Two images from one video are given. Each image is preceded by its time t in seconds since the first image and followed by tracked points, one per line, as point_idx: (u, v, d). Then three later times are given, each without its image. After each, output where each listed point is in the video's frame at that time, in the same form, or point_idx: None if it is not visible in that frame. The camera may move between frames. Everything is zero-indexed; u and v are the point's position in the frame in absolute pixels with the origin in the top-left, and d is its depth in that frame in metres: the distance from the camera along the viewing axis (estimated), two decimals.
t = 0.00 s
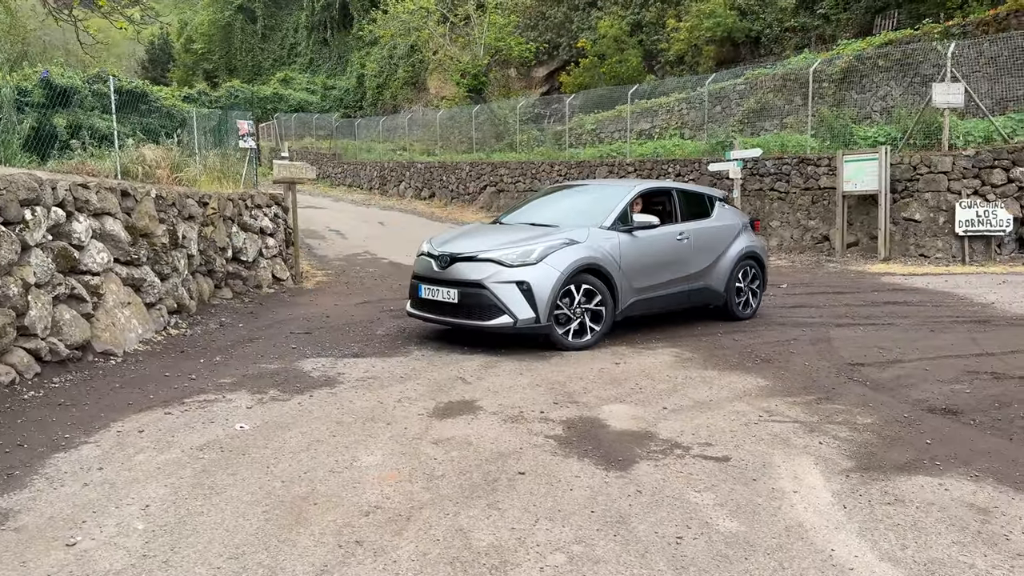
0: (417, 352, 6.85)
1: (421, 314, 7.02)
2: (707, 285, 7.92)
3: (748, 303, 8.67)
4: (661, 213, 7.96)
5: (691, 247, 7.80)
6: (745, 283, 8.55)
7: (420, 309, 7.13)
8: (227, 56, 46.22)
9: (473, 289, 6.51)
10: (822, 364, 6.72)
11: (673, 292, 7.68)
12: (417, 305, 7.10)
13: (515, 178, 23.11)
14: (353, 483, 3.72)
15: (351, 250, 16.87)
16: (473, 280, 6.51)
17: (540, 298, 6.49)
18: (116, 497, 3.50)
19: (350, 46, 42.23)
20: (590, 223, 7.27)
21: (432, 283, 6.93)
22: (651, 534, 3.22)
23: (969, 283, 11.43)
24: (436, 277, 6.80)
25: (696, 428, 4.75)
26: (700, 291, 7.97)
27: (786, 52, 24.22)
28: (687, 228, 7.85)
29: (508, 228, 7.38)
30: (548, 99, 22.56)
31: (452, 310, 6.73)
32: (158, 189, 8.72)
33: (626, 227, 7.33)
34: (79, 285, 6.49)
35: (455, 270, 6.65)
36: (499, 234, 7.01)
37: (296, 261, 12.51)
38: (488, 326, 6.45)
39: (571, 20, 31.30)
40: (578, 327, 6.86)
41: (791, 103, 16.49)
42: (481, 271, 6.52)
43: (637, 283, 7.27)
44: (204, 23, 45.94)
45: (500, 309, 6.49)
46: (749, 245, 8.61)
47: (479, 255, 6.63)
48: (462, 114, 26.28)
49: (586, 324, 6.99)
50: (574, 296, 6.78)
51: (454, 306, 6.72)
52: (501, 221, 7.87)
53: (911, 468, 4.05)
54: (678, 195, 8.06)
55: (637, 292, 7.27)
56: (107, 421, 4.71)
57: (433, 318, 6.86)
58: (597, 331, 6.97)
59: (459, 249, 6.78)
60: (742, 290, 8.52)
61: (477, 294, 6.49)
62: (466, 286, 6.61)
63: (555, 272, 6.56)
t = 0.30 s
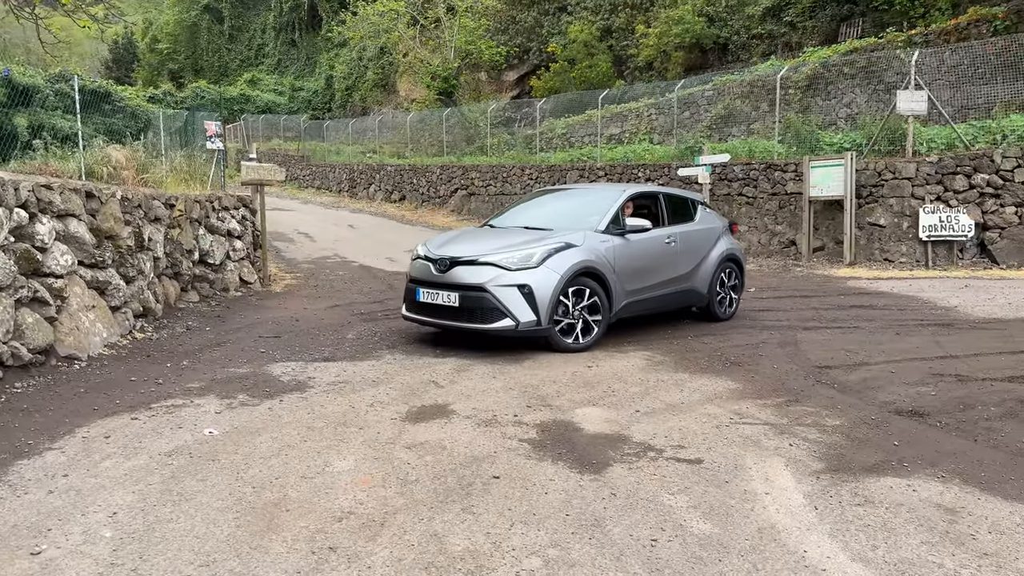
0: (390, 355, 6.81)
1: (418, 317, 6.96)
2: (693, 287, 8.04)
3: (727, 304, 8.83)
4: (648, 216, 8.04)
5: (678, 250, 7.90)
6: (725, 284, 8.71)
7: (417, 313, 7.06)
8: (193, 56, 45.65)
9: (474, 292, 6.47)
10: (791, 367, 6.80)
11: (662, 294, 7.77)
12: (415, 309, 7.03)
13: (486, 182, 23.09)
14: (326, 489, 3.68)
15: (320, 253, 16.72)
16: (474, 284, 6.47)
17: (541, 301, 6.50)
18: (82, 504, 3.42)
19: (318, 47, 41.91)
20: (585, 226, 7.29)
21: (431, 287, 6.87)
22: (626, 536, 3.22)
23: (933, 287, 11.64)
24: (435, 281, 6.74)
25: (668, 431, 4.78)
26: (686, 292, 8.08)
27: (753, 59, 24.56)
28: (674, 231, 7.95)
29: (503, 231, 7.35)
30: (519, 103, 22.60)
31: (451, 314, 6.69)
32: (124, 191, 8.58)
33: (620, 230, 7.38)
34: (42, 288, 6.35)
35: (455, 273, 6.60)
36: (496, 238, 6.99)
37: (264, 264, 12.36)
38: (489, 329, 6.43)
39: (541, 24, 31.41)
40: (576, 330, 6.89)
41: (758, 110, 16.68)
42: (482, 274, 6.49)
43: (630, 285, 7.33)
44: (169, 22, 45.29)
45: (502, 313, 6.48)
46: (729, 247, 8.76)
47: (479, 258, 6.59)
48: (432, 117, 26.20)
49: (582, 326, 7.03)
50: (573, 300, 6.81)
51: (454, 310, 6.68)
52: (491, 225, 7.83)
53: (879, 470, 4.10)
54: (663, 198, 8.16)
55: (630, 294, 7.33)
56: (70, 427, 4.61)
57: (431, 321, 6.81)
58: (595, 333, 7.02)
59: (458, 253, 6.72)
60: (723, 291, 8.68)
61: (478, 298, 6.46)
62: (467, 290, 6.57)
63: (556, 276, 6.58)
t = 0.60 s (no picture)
0: (362, 360, 6.76)
1: (409, 322, 6.90)
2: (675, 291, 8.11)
3: (704, 308, 8.93)
4: (630, 221, 8.09)
5: (661, 254, 7.96)
6: (702, 288, 8.81)
7: (407, 317, 7.00)
8: (159, 57, 45.05)
9: (467, 297, 6.44)
10: (761, 371, 6.86)
11: (646, 298, 7.82)
12: (404, 314, 6.97)
13: (457, 186, 23.06)
14: (298, 496, 3.64)
15: (289, 257, 16.57)
16: (467, 288, 6.44)
17: (533, 305, 6.51)
18: (47, 513, 3.35)
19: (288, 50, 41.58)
20: (572, 231, 7.31)
21: (422, 291, 6.82)
22: (602, 541, 3.23)
23: (897, 292, 11.85)
24: (426, 285, 6.69)
25: (641, 435, 4.80)
26: (669, 296, 8.14)
27: (721, 67, 24.83)
28: (656, 236, 8.01)
29: (491, 236, 7.33)
30: (490, 108, 22.61)
31: (442, 318, 6.65)
32: (89, 193, 8.42)
33: (607, 235, 7.41)
34: (4, 292, 6.22)
35: (448, 278, 6.57)
36: (485, 242, 6.97)
37: (232, 268, 12.20)
38: (481, 333, 6.41)
39: (512, 30, 31.66)
40: (565, 333, 6.90)
41: (727, 117, 16.84)
42: (475, 279, 6.47)
43: (616, 289, 7.37)
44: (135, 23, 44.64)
45: (494, 317, 6.46)
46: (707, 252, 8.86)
47: (471, 263, 6.57)
48: (403, 121, 26.11)
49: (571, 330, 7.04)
50: (563, 303, 6.82)
51: (445, 314, 6.63)
52: (476, 229, 7.79)
53: (849, 472, 4.15)
54: (645, 203, 8.22)
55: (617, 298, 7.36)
56: (34, 434, 4.51)
57: (422, 326, 6.76)
58: (585, 336, 7.04)
59: (450, 257, 6.69)
60: (701, 295, 8.78)
61: (471, 302, 6.43)
62: (459, 294, 6.54)
63: (548, 280, 6.58)
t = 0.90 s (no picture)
0: (333, 367, 6.70)
1: (390, 328, 6.82)
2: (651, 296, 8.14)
3: (677, 313, 8.99)
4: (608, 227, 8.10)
5: (637, 260, 8.00)
6: (676, 293, 8.86)
7: (388, 323, 6.91)
8: (125, 60, 44.48)
9: (451, 302, 6.40)
10: (731, 376, 6.91)
11: (623, 302, 7.84)
12: (385, 319, 6.89)
13: (428, 192, 23.03)
14: (267, 504, 3.59)
15: (258, 263, 16.39)
16: (451, 293, 6.40)
17: (517, 311, 6.49)
18: (8, 525, 3.28)
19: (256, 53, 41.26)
20: (552, 237, 7.30)
21: (404, 296, 6.75)
22: (574, 546, 3.22)
23: (863, 297, 12.03)
24: (409, 290, 6.62)
25: (613, 440, 4.81)
26: (645, 302, 8.17)
27: (689, 75, 25.06)
28: (633, 242, 8.04)
29: (472, 241, 7.29)
30: (461, 113, 22.63)
31: (425, 323, 6.59)
32: (51, 198, 8.26)
33: (586, 241, 7.42)
34: None
35: (431, 283, 6.51)
36: (467, 248, 6.93)
37: (199, 273, 12.03)
38: (465, 338, 6.38)
39: (483, 36, 31.80)
40: (546, 338, 6.89)
41: (695, 124, 16.97)
42: (459, 284, 6.42)
43: (596, 295, 7.38)
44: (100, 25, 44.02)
45: (478, 322, 6.42)
46: (681, 258, 8.92)
47: (455, 268, 6.53)
48: (372, 126, 26.02)
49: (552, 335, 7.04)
50: (545, 309, 6.81)
51: (428, 319, 6.58)
52: (454, 235, 7.74)
53: (818, 476, 4.19)
54: (621, 209, 8.25)
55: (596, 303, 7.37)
56: None
57: (405, 332, 6.69)
58: (566, 341, 7.03)
59: (433, 262, 6.63)
60: (675, 300, 8.84)
61: (455, 307, 6.39)
62: (443, 300, 6.49)
63: (531, 285, 6.57)
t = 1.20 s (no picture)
0: (302, 376, 6.63)
1: (366, 335, 6.76)
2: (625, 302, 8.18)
3: (650, 319, 9.04)
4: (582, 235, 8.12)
5: (612, 267, 8.03)
6: (649, 300, 8.92)
7: (364, 330, 6.85)
8: (89, 65, 43.83)
9: (428, 309, 6.36)
10: (700, 382, 6.95)
11: (598, 309, 7.86)
12: (361, 327, 6.83)
13: (399, 199, 22.94)
14: (233, 517, 3.53)
15: (225, 271, 16.19)
16: (428, 300, 6.36)
17: (495, 317, 6.48)
18: None
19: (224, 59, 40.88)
20: (528, 244, 7.30)
21: (380, 304, 6.69)
22: (544, 555, 3.21)
23: (829, 303, 12.20)
24: (385, 298, 6.57)
25: (583, 447, 4.81)
26: (619, 308, 8.21)
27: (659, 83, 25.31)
28: (608, 249, 8.07)
29: (448, 248, 7.26)
30: (432, 120, 22.60)
31: (402, 331, 6.54)
32: (12, 205, 8.10)
33: (562, 248, 7.44)
34: None
35: (408, 290, 6.47)
36: (444, 255, 6.91)
37: (165, 281, 11.85)
38: (442, 345, 6.34)
39: (453, 44, 31.88)
40: (523, 345, 6.88)
41: (664, 133, 17.08)
42: (437, 291, 6.39)
43: (571, 301, 7.39)
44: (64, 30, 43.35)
45: (456, 329, 6.39)
46: (653, 265, 8.97)
47: (432, 275, 6.50)
48: (343, 133, 25.88)
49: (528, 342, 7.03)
50: (522, 315, 6.81)
51: (404, 327, 6.53)
52: (429, 242, 7.70)
53: (787, 481, 4.22)
54: (595, 217, 8.28)
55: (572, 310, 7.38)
56: None
57: (381, 340, 6.63)
58: (543, 347, 7.02)
59: (410, 270, 6.60)
60: (647, 307, 8.89)
61: (432, 314, 6.35)
62: (421, 307, 6.45)
63: (509, 292, 6.56)
